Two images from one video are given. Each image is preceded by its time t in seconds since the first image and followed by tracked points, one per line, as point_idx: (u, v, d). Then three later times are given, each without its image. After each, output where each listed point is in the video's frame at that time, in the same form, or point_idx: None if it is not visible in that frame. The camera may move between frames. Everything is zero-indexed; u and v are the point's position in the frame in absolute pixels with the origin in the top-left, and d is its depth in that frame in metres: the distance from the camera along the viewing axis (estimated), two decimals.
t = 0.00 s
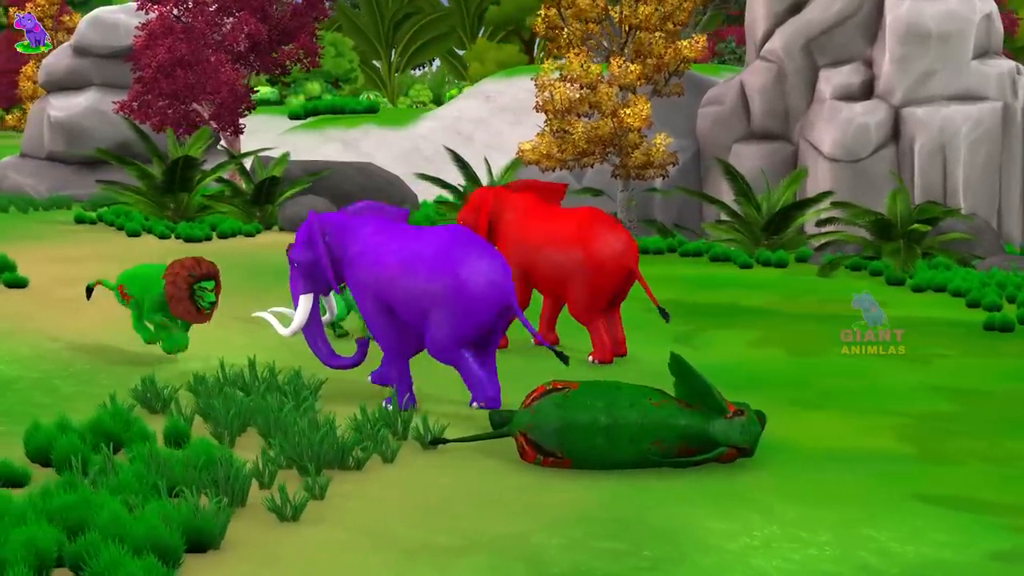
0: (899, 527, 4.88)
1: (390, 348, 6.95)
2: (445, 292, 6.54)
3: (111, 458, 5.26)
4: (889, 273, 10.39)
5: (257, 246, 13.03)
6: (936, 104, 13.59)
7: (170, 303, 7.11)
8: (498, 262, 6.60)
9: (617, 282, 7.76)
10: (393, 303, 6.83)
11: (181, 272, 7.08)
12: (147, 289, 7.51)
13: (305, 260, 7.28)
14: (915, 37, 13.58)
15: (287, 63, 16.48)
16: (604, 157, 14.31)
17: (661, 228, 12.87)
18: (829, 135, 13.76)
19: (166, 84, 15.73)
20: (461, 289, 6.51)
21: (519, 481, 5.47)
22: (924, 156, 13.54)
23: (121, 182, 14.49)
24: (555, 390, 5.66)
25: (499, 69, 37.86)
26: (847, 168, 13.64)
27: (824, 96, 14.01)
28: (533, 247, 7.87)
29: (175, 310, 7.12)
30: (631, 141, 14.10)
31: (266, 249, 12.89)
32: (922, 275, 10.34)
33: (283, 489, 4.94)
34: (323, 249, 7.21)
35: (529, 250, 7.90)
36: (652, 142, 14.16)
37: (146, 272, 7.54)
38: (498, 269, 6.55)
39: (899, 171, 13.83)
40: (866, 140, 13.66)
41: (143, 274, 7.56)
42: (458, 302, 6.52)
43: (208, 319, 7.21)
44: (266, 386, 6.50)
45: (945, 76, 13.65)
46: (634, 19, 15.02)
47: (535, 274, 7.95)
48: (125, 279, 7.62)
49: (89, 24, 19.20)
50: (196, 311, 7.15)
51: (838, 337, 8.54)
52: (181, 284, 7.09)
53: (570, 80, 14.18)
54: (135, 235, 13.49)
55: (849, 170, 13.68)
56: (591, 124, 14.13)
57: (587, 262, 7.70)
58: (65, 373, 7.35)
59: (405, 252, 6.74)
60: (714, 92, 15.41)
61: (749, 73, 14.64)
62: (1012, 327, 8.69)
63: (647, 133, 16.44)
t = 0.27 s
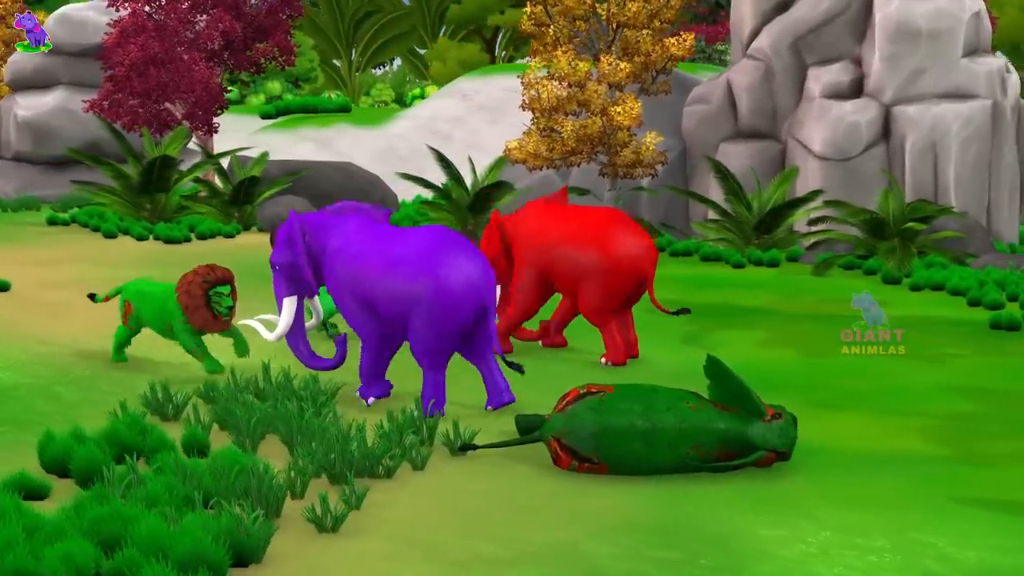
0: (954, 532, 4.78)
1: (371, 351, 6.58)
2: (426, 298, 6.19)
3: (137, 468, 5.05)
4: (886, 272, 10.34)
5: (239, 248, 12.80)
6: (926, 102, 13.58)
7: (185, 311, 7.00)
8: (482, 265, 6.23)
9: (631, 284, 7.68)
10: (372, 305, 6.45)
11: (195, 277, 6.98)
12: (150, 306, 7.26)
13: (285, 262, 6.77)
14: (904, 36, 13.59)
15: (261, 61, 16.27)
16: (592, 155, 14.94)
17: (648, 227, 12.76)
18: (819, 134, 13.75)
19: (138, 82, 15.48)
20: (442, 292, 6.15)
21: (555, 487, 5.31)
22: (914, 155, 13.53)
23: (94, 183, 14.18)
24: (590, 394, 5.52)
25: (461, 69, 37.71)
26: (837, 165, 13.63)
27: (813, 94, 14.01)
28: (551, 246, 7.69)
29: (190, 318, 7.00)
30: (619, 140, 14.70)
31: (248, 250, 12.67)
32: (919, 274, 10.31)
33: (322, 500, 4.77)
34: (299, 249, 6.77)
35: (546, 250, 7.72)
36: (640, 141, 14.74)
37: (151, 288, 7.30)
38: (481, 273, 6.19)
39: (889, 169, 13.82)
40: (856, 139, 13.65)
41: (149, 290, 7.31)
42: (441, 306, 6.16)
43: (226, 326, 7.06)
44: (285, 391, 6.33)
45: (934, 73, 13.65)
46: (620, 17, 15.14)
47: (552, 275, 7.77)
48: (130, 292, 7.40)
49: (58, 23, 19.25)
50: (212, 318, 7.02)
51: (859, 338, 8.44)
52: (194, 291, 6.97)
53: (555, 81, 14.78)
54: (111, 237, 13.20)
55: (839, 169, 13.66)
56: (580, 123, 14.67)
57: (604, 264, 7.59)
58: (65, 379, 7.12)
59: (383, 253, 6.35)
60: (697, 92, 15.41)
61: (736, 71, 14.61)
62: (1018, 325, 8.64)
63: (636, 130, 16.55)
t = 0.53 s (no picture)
0: (1013, 535, 4.69)
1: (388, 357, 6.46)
2: (451, 302, 6.10)
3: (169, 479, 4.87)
4: (883, 271, 10.31)
5: (222, 249, 12.59)
6: (918, 100, 13.47)
7: (201, 324, 6.77)
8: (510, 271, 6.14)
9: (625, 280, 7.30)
10: (393, 310, 6.35)
11: (211, 289, 6.75)
12: (157, 300, 7.09)
13: (303, 254, 6.76)
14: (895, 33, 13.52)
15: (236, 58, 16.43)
16: (580, 154, 15.14)
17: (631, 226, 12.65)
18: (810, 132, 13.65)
19: (112, 81, 15.46)
20: (470, 296, 6.07)
21: (597, 493, 5.19)
22: (906, 153, 13.37)
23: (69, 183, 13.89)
24: (628, 397, 5.38)
25: (422, 68, 37.48)
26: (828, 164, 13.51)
27: (802, 92, 13.92)
28: (535, 250, 7.33)
29: (205, 331, 6.77)
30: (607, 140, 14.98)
31: (232, 252, 12.47)
32: (917, 273, 10.29)
33: (368, 510, 4.61)
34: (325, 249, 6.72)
35: (532, 253, 7.37)
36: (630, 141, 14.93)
37: (159, 281, 7.10)
38: (509, 279, 6.11)
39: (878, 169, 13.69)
40: (848, 136, 13.54)
41: (158, 282, 7.12)
42: (467, 311, 6.07)
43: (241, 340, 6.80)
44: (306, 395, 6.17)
45: (926, 71, 13.56)
46: (609, 15, 15.65)
47: (540, 276, 7.43)
48: (139, 281, 7.24)
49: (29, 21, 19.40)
50: (228, 332, 6.78)
51: (859, 338, 8.29)
52: (210, 304, 6.76)
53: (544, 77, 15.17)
54: (89, 239, 12.92)
55: (830, 167, 13.54)
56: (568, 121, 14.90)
57: (591, 262, 7.22)
58: (69, 386, 6.91)
59: (409, 256, 6.26)
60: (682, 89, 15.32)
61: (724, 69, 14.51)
62: None
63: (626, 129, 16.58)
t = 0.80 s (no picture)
0: None
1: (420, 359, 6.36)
2: (485, 305, 5.98)
3: (208, 487, 4.73)
4: (880, 269, 10.29)
5: (206, 249, 12.38)
6: (909, 99, 13.43)
7: (207, 344, 6.43)
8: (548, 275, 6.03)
9: (640, 279, 7.18)
10: (425, 314, 6.21)
11: (212, 307, 6.40)
12: (153, 326, 6.79)
13: (332, 278, 6.58)
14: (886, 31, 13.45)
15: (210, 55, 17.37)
16: (571, 153, 15.42)
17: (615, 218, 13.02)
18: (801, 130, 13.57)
19: (88, 79, 16.01)
20: (504, 300, 5.95)
21: (643, 499, 5.07)
22: (897, 151, 13.39)
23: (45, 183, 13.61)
24: (669, 399, 5.29)
25: (385, 67, 37.27)
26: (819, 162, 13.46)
27: (793, 90, 13.83)
28: (544, 249, 7.22)
29: (212, 350, 6.43)
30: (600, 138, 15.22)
31: (217, 252, 12.26)
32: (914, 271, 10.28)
33: (419, 518, 4.48)
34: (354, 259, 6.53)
35: (543, 252, 7.25)
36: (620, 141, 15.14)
37: (151, 309, 6.82)
38: (545, 283, 6.00)
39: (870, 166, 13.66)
40: (839, 135, 13.49)
41: (152, 309, 6.84)
42: (504, 315, 5.96)
43: (251, 355, 6.45)
44: (330, 399, 6.03)
45: (917, 69, 13.50)
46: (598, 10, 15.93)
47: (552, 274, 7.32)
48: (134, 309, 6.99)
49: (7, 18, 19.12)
50: (235, 348, 6.42)
51: (862, 338, 8.16)
52: (214, 322, 6.40)
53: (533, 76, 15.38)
54: (68, 241, 12.66)
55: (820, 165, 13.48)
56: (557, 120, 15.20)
57: (605, 262, 7.09)
58: (76, 391, 6.71)
59: (441, 259, 6.11)
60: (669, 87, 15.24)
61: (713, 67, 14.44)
62: None
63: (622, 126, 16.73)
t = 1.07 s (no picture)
0: None
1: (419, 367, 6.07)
2: (483, 307, 5.73)
3: (249, 495, 4.63)
4: (878, 267, 10.29)
5: (191, 250, 12.22)
6: (901, 97, 13.43)
7: (213, 350, 6.33)
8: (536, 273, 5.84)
9: (667, 275, 7.25)
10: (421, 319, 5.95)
11: (212, 314, 6.33)
12: (151, 338, 6.62)
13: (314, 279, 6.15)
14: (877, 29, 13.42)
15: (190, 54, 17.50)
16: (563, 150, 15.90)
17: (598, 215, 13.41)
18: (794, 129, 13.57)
19: (65, 77, 16.08)
20: (500, 300, 5.71)
21: (687, 502, 5.00)
22: (890, 149, 13.39)
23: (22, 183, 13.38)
24: (711, 400, 5.22)
25: (348, 66, 37.06)
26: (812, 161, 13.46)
27: (784, 88, 13.80)
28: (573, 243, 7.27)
29: (219, 355, 6.33)
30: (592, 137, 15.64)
31: (203, 252, 12.10)
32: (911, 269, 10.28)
33: (470, 524, 4.38)
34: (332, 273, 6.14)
35: (570, 248, 7.34)
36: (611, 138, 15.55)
37: (145, 318, 6.65)
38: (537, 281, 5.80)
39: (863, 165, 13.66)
40: (833, 132, 13.49)
41: (146, 319, 6.67)
42: (501, 318, 5.72)
43: (257, 353, 6.38)
44: (353, 401, 5.89)
45: (909, 67, 13.50)
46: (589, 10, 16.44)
47: (578, 268, 7.38)
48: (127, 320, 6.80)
49: None
50: (241, 348, 6.35)
51: (863, 337, 8.11)
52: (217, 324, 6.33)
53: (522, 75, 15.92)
54: (48, 242, 12.45)
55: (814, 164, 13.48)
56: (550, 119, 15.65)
57: (637, 258, 7.15)
58: (87, 396, 6.56)
59: (435, 262, 5.88)
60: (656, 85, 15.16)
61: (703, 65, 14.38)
62: None
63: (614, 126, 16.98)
